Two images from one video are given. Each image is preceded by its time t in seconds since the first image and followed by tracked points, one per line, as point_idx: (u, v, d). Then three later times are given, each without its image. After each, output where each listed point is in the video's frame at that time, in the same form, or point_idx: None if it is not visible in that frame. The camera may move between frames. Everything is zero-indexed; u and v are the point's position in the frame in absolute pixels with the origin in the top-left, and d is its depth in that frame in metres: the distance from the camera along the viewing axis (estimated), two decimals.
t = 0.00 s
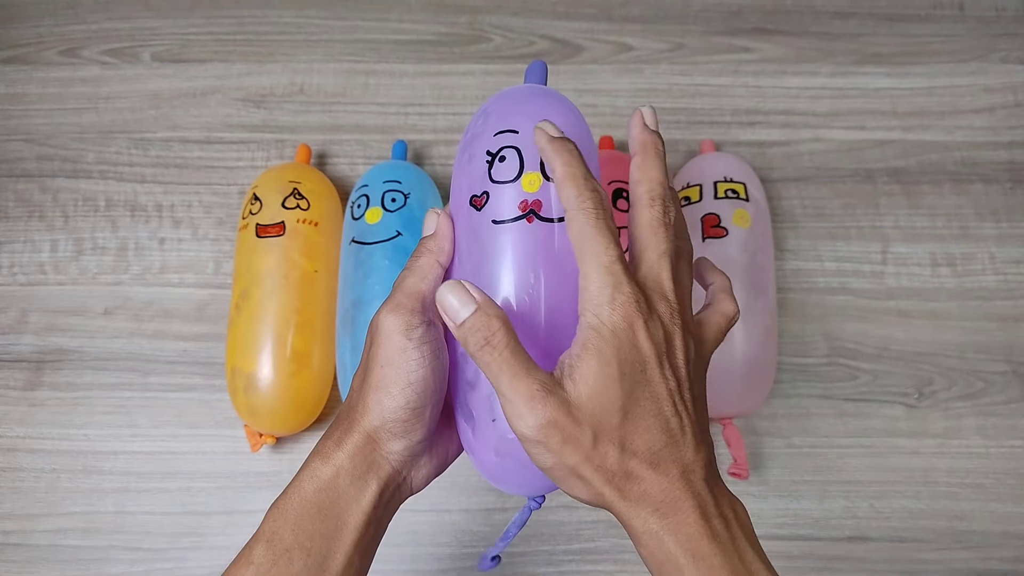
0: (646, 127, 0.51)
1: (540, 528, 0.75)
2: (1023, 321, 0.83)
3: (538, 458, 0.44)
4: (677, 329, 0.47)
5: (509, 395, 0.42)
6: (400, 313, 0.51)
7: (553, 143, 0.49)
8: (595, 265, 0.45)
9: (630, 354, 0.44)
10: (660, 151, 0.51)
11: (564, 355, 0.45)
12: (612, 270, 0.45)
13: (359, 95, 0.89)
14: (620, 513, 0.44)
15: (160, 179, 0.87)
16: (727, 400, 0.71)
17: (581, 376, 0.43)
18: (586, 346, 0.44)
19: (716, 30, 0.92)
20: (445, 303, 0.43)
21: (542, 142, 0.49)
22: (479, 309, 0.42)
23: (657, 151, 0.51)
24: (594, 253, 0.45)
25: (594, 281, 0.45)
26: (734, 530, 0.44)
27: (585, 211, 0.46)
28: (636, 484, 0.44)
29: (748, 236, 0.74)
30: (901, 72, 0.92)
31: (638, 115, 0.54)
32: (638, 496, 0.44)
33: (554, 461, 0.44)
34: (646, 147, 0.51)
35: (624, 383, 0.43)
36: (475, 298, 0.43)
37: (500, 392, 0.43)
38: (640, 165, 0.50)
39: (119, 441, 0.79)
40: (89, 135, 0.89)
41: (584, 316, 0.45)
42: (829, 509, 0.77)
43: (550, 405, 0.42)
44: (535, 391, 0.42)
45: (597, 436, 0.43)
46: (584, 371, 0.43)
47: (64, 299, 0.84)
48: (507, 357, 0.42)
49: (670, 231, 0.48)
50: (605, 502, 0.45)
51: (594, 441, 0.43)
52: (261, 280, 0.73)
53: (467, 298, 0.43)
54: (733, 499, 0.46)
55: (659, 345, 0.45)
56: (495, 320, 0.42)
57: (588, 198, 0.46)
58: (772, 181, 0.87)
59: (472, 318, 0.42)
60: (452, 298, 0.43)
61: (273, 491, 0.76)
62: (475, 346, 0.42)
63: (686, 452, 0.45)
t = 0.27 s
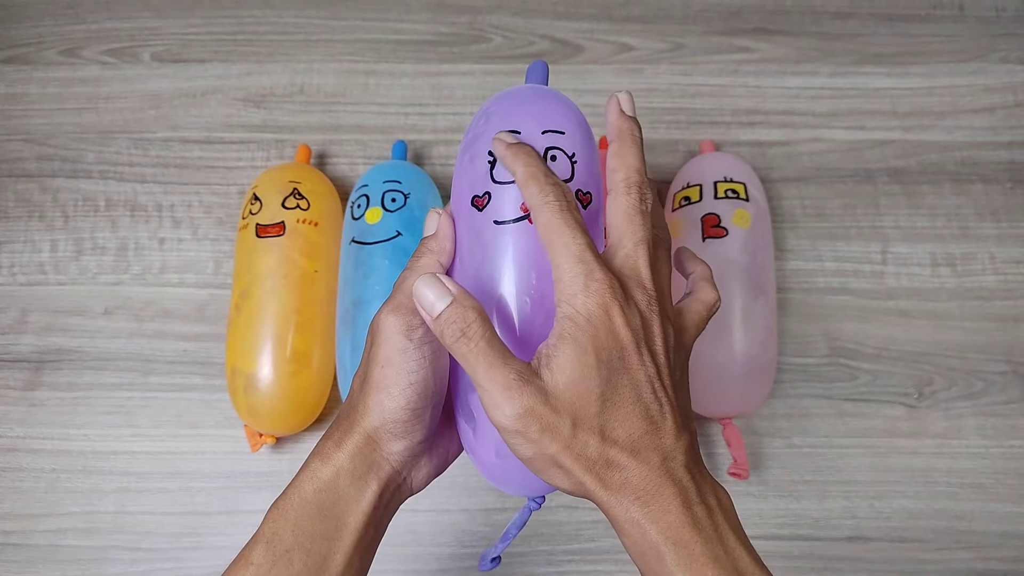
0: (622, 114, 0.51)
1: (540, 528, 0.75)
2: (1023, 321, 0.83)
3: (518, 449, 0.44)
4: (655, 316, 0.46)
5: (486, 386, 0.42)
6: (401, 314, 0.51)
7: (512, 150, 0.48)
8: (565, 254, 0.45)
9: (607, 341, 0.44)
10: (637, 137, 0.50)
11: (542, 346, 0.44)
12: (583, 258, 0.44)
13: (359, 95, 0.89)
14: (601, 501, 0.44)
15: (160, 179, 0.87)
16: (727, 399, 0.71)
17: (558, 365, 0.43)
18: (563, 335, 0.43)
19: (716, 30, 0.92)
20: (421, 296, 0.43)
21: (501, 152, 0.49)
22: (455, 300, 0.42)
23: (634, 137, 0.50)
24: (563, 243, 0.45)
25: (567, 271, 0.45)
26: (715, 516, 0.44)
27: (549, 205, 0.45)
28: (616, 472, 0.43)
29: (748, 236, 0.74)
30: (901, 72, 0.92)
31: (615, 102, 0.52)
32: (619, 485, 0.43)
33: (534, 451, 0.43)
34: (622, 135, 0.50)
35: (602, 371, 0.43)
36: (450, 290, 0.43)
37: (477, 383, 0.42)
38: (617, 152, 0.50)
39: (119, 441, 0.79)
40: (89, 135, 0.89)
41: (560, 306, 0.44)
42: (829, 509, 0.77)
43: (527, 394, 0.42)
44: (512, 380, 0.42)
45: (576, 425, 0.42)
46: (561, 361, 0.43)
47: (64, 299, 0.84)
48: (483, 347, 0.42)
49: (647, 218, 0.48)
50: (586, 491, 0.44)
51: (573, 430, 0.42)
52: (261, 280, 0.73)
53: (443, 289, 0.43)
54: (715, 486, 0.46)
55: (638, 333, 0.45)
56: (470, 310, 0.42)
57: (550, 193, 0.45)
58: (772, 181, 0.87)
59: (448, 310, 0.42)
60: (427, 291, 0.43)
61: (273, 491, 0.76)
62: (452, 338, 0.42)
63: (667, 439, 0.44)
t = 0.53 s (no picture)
0: (612, 120, 0.51)
1: (540, 528, 0.75)
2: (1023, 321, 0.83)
3: (522, 469, 0.44)
4: (653, 327, 0.46)
5: (488, 409, 0.42)
6: (395, 313, 0.52)
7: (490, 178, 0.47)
8: (560, 270, 0.44)
9: (607, 357, 0.43)
10: (626, 142, 0.51)
11: (541, 364, 0.44)
12: (578, 272, 0.44)
13: (359, 95, 0.89)
14: (606, 517, 0.44)
15: (160, 179, 0.88)
16: (727, 400, 0.71)
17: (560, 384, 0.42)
18: (562, 353, 0.43)
19: (716, 30, 0.92)
20: (417, 319, 0.43)
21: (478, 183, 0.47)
22: (451, 322, 0.42)
23: (624, 143, 0.51)
24: (558, 260, 0.44)
25: (563, 287, 0.44)
26: (718, 527, 0.44)
27: (538, 223, 0.45)
28: (621, 489, 0.43)
29: (748, 236, 0.74)
30: (901, 72, 0.92)
31: (603, 105, 0.53)
32: (624, 500, 0.43)
33: (538, 471, 0.43)
34: (612, 140, 0.51)
35: (604, 388, 0.43)
36: (446, 310, 0.43)
37: (478, 406, 0.42)
38: (608, 159, 0.50)
39: (119, 441, 0.79)
40: (89, 135, 0.89)
41: (559, 324, 0.44)
42: (829, 509, 0.77)
43: (530, 415, 0.42)
44: (513, 402, 0.41)
45: (579, 444, 0.42)
46: (562, 379, 0.42)
47: (64, 299, 0.84)
48: (483, 368, 0.41)
49: (640, 225, 0.48)
50: (590, 507, 0.44)
51: (577, 448, 0.42)
52: (261, 280, 0.73)
53: (439, 311, 0.43)
54: (718, 495, 0.46)
55: (637, 346, 0.45)
56: (468, 332, 0.42)
57: (537, 210, 0.45)
58: (772, 181, 0.87)
59: (445, 332, 0.42)
60: (424, 313, 0.43)
61: (273, 491, 0.76)
62: (451, 360, 0.42)
63: (670, 452, 0.44)
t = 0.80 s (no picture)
0: (648, 111, 0.51)
1: (540, 527, 0.75)
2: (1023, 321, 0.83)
3: (543, 453, 0.44)
4: (681, 318, 0.46)
5: (516, 391, 0.42)
6: (398, 312, 0.51)
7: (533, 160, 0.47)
8: (595, 256, 0.44)
9: (635, 346, 0.43)
10: (663, 134, 0.50)
11: (570, 348, 0.44)
12: (612, 260, 0.44)
13: (359, 95, 0.89)
14: (624, 504, 0.44)
15: (160, 179, 0.88)
16: (727, 400, 0.71)
17: (587, 369, 0.42)
18: (591, 339, 0.43)
19: (716, 30, 0.92)
20: (451, 295, 0.43)
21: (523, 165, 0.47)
22: (485, 300, 0.42)
23: (661, 134, 0.50)
24: (594, 245, 0.44)
25: (596, 273, 0.44)
26: (735, 518, 0.45)
27: (579, 206, 0.45)
28: (641, 475, 0.43)
29: (748, 236, 0.74)
30: (900, 72, 0.92)
31: (642, 97, 0.52)
32: (643, 488, 0.44)
33: (559, 455, 0.43)
34: (649, 132, 0.50)
35: (630, 376, 0.43)
36: (482, 289, 0.43)
37: (507, 388, 0.42)
38: (644, 150, 0.50)
39: (119, 441, 0.79)
40: (89, 135, 0.90)
41: (588, 310, 0.44)
42: (829, 509, 0.77)
43: (556, 400, 0.42)
44: (541, 386, 0.42)
45: (603, 430, 0.42)
46: (590, 365, 0.43)
47: (64, 299, 0.84)
48: (514, 349, 0.42)
49: (672, 218, 0.48)
50: (609, 493, 0.44)
51: (600, 434, 0.42)
52: (261, 280, 0.73)
53: (473, 288, 0.43)
54: (736, 489, 0.47)
55: (664, 336, 0.45)
56: (502, 312, 0.42)
57: (579, 193, 0.45)
58: (772, 181, 0.87)
59: (478, 310, 0.42)
60: (458, 289, 0.43)
61: (273, 491, 0.76)
62: (482, 339, 0.42)
63: (690, 443, 0.44)
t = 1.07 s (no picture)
0: (641, 100, 0.49)
1: (540, 528, 0.75)
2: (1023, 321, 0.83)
3: (535, 449, 0.44)
4: (671, 314, 0.46)
5: (508, 389, 0.42)
6: (398, 312, 0.51)
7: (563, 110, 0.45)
8: (592, 253, 0.44)
9: (624, 342, 0.44)
10: (655, 125, 0.49)
11: (560, 344, 0.44)
12: (610, 261, 0.44)
13: (359, 95, 0.89)
14: (616, 500, 0.44)
15: (160, 179, 0.87)
16: (727, 400, 0.71)
17: (577, 365, 0.43)
18: (580, 336, 0.44)
19: (716, 30, 0.92)
20: (440, 293, 0.43)
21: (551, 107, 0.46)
22: (474, 297, 0.42)
23: (652, 126, 0.49)
24: (594, 243, 0.44)
25: (591, 271, 0.44)
26: (729, 513, 0.44)
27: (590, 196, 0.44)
28: (632, 471, 0.43)
29: (748, 236, 0.74)
30: (900, 72, 0.92)
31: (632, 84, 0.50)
32: (635, 483, 0.43)
33: (551, 452, 0.44)
34: (640, 122, 0.49)
35: (619, 372, 0.43)
36: (469, 285, 0.42)
37: (498, 385, 0.42)
38: (636, 141, 0.49)
39: (119, 441, 0.79)
40: (89, 135, 0.89)
41: (577, 305, 0.44)
42: (829, 509, 0.77)
43: (547, 396, 0.42)
44: (532, 383, 0.42)
45: (593, 425, 0.42)
46: (579, 361, 0.43)
47: (64, 299, 0.84)
48: (505, 348, 0.41)
49: (664, 212, 0.48)
50: (601, 489, 0.44)
51: (590, 430, 0.42)
52: (261, 280, 0.73)
53: (462, 286, 0.42)
54: (729, 482, 0.46)
55: (654, 332, 0.45)
56: (490, 310, 0.42)
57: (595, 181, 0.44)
58: (772, 181, 0.87)
59: (468, 308, 0.42)
60: (446, 287, 0.42)
61: (273, 491, 0.76)
62: (471, 337, 0.42)
63: (682, 438, 0.44)
